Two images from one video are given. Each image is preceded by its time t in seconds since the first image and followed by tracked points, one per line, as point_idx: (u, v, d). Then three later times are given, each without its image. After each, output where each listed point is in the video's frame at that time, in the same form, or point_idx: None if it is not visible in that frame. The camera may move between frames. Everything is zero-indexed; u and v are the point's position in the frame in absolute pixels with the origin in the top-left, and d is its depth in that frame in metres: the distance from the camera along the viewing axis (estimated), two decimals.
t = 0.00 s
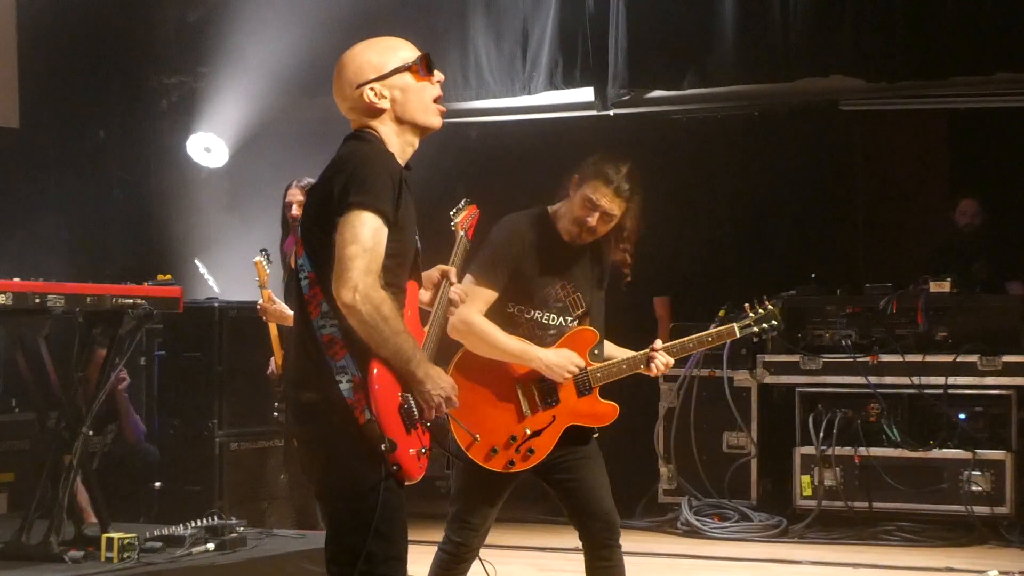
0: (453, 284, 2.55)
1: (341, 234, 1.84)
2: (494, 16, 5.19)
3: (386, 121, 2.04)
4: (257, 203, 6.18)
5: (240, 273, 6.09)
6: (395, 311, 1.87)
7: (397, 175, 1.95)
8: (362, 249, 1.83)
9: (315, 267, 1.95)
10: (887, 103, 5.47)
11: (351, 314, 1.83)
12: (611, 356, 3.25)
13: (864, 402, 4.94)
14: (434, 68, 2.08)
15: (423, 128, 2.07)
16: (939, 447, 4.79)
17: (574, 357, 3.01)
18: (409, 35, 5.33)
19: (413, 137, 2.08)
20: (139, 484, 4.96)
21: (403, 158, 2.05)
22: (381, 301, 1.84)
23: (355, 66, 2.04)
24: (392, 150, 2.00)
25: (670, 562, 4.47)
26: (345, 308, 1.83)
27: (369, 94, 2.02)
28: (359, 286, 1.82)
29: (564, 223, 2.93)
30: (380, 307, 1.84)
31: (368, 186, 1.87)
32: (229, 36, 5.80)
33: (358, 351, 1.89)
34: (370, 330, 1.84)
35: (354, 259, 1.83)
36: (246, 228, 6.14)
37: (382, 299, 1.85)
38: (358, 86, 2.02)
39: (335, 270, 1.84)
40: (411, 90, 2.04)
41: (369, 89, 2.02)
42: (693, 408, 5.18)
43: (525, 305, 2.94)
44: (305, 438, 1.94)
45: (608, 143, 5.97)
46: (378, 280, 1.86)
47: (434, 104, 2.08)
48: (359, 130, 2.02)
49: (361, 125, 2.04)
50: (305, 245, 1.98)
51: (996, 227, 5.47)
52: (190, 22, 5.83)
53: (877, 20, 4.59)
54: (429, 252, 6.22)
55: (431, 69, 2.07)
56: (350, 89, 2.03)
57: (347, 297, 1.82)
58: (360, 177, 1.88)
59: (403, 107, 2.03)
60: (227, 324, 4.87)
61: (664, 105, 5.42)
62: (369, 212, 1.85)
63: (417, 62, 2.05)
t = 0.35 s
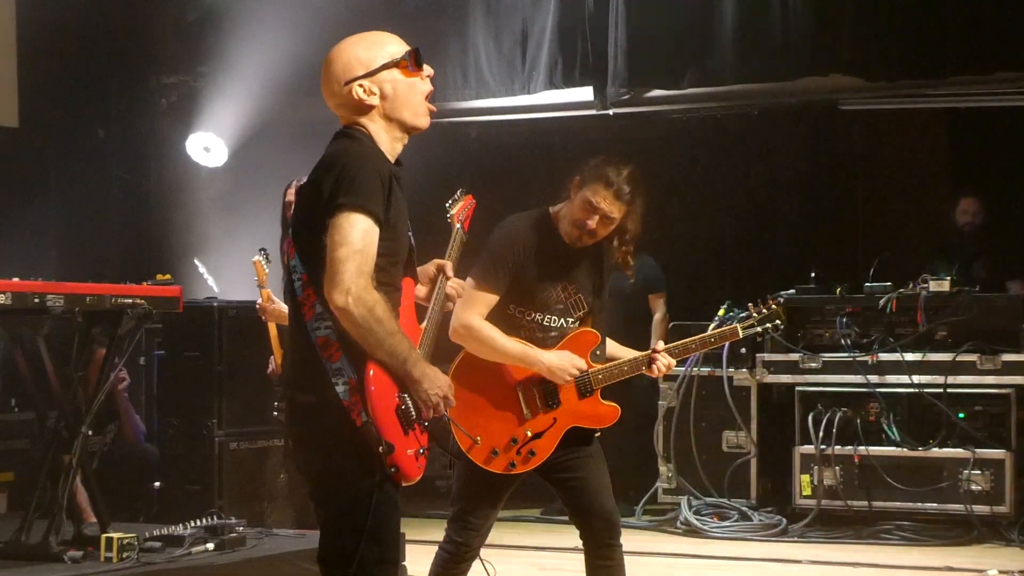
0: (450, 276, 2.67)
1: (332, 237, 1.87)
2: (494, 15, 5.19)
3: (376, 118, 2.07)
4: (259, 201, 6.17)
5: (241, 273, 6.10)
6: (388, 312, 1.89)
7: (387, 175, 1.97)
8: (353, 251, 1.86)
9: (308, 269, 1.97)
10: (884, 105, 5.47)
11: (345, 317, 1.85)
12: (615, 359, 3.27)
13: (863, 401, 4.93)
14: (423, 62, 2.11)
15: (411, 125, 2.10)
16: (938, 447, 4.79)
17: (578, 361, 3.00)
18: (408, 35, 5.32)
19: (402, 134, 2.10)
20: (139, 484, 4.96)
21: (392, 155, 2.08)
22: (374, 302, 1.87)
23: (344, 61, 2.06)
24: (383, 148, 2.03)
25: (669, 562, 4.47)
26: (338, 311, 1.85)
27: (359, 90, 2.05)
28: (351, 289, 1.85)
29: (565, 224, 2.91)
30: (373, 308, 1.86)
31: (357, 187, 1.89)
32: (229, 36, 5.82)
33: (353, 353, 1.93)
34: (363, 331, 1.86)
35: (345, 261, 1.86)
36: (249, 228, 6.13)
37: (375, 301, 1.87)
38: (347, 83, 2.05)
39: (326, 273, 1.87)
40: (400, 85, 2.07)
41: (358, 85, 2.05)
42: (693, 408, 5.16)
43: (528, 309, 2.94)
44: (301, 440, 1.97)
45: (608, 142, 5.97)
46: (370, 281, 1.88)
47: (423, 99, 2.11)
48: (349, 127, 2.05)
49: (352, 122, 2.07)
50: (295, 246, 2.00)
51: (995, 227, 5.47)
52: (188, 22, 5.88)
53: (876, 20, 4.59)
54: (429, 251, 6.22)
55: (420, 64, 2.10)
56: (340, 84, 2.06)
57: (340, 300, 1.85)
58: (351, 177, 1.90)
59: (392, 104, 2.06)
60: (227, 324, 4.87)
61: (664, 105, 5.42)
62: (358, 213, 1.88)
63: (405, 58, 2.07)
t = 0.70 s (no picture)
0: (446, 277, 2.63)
1: (326, 241, 1.87)
2: (494, 15, 5.19)
3: (367, 116, 2.04)
4: (259, 202, 6.03)
5: (241, 274, 6.01)
6: (383, 317, 1.90)
7: (381, 177, 1.98)
8: (348, 255, 1.86)
9: (301, 272, 1.97)
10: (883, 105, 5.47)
11: (340, 322, 1.85)
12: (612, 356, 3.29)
13: (864, 402, 4.95)
14: (413, 59, 2.09)
15: (403, 124, 2.07)
16: (939, 447, 4.80)
17: (573, 364, 3.03)
18: (408, 35, 5.32)
19: (392, 133, 2.08)
20: (139, 485, 4.95)
21: (383, 153, 2.06)
22: (369, 307, 1.87)
23: (332, 61, 2.04)
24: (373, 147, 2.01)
25: (670, 562, 4.46)
26: (333, 317, 1.85)
27: (348, 89, 2.03)
28: (347, 294, 1.85)
29: (562, 224, 2.94)
30: (368, 313, 1.87)
31: (351, 191, 1.89)
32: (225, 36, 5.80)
33: (348, 358, 1.92)
34: (359, 337, 1.86)
35: (340, 265, 1.86)
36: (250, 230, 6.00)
37: (370, 304, 1.87)
38: (336, 83, 2.03)
39: (322, 278, 1.87)
40: (390, 83, 2.05)
41: (347, 84, 2.03)
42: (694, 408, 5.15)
43: (523, 309, 2.95)
44: (295, 442, 1.98)
45: (608, 142, 5.96)
46: (365, 286, 1.88)
47: (414, 97, 2.08)
48: (338, 128, 2.03)
49: (342, 122, 2.04)
50: (288, 249, 1.99)
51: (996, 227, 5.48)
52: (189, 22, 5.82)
53: (877, 20, 4.59)
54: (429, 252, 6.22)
55: (411, 61, 2.07)
56: (329, 84, 2.04)
57: (335, 306, 1.85)
58: (346, 179, 1.90)
59: (382, 102, 2.04)
60: (227, 324, 4.87)
61: (664, 105, 5.42)
62: (354, 216, 1.88)
63: (394, 55, 2.05)
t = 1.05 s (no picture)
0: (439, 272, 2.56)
1: (327, 245, 1.85)
2: (494, 14, 5.19)
3: (357, 116, 2.05)
4: (259, 201, 5.94)
5: (239, 275, 5.91)
6: (385, 320, 1.89)
7: (374, 178, 1.96)
8: (350, 259, 1.85)
9: (299, 273, 1.95)
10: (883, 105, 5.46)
11: (342, 326, 1.84)
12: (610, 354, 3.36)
13: (863, 402, 4.95)
14: (399, 54, 2.09)
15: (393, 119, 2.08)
16: (939, 447, 4.79)
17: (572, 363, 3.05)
18: (408, 35, 5.31)
19: (382, 130, 2.08)
20: (140, 485, 4.95)
21: (375, 152, 2.07)
22: (371, 310, 1.86)
23: (317, 62, 2.04)
24: (365, 147, 2.01)
25: (670, 562, 4.46)
26: (337, 322, 1.84)
27: (338, 90, 2.03)
28: (349, 298, 1.84)
29: (555, 220, 2.96)
30: (371, 316, 1.85)
31: (348, 195, 1.87)
32: (225, 36, 5.78)
33: (350, 361, 1.92)
34: (363, 341, 1.85)
35: (341, 269, 1.84)
36: (249, 229, 5.91)
37: (372, 308, 1.86)
38: (324, 84, 2.03)
39: (322, 282, 1.85)
40: (378, 81, 2.05)
41: (336, 85, 2.03)
42: (693, 408, 5.14)
43: (521, 308, 2.98)
44: (295, 446, 1.96)
45: (608, 142, 5.96)
46: (366, 289, 1.87)
47: (402, 93, 2.09)
48: (329, 128, 2.02)
49: (331, 122, 2.04)
50: (284, 250, 1.97)
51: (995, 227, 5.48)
52: (189, 21, 5.82)
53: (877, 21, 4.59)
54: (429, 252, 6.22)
55: (397, 57, 2.08)
56: (316, 84, 2.03)
57: (337, 310, 1.83)
58: (339, 186, 1.88)
59: (372, 101, 2.04)
60: (228, 324, 4.88)
61: (665, 105, 5.42)
62: (352, 220, 1.86)
63: (381, 52, 2.06)
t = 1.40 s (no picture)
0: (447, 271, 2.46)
1: (330, 249, 1.87)
2: (493, 13, 5.14)
3: (365, 118, 2.06)
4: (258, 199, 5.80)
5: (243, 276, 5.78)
6: (390, 323, 1.91)
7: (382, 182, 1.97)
8: (353, 263, 1.87)
9: (303, 273, 1.97)
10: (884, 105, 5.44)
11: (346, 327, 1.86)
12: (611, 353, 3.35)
13: (864, 402, 4.95)
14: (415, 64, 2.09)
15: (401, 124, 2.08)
16: (939, 447, 4.80)
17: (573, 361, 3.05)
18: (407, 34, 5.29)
19: (388, 134, 2.09)
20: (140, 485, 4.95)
21: (380, 155, 2.08)
22: (376, 314, 1.88)
23: (334, 60, 2.05)
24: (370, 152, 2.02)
25: (670, 562, 4.46)
26: (342, 326, 1.86)
27: (349, 91, 2.03)
28: (353, 302, 1.86)
29: (554, 220, 2.98)
30: (376, 320, 1.88)
31: (354, 198, 1.89)
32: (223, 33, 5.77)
33: (354, 361, 1.93)
34: (367, 344, 1.88)
35: (346, 273, 1.87)
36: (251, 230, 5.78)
37: (377, 312, 1.88)
38: (337, 82, 2.03)
39: (327, 285, 1.88)
40: (390, 86, 2.05)
41: (348, 85, 2.03)
42: (693, 407, 5.13)
43: (520, 306, 2.99)
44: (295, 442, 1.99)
45: (608, 140, 5.95)
46: (371, 293, 1.89)
47: (414, 100, 2.09)
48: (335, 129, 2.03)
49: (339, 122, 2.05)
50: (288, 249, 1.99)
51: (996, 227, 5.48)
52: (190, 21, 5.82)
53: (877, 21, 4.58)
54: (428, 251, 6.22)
55: (413, 66, 2.08)
56: (330, 84, 2.04)
57: (342, 314, 1.86)
58: (347, 188, 1.90)
59: (381, 106, 2.05)
60: (228, 324, 4.88)
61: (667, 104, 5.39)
62: (358, 224, 1.88)
63: (397, 59, 2.06)
